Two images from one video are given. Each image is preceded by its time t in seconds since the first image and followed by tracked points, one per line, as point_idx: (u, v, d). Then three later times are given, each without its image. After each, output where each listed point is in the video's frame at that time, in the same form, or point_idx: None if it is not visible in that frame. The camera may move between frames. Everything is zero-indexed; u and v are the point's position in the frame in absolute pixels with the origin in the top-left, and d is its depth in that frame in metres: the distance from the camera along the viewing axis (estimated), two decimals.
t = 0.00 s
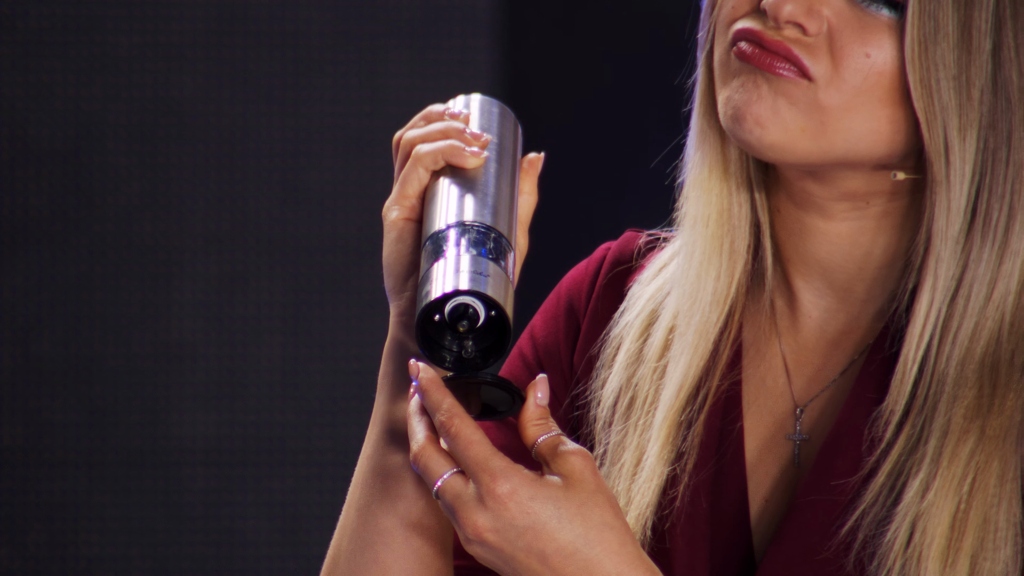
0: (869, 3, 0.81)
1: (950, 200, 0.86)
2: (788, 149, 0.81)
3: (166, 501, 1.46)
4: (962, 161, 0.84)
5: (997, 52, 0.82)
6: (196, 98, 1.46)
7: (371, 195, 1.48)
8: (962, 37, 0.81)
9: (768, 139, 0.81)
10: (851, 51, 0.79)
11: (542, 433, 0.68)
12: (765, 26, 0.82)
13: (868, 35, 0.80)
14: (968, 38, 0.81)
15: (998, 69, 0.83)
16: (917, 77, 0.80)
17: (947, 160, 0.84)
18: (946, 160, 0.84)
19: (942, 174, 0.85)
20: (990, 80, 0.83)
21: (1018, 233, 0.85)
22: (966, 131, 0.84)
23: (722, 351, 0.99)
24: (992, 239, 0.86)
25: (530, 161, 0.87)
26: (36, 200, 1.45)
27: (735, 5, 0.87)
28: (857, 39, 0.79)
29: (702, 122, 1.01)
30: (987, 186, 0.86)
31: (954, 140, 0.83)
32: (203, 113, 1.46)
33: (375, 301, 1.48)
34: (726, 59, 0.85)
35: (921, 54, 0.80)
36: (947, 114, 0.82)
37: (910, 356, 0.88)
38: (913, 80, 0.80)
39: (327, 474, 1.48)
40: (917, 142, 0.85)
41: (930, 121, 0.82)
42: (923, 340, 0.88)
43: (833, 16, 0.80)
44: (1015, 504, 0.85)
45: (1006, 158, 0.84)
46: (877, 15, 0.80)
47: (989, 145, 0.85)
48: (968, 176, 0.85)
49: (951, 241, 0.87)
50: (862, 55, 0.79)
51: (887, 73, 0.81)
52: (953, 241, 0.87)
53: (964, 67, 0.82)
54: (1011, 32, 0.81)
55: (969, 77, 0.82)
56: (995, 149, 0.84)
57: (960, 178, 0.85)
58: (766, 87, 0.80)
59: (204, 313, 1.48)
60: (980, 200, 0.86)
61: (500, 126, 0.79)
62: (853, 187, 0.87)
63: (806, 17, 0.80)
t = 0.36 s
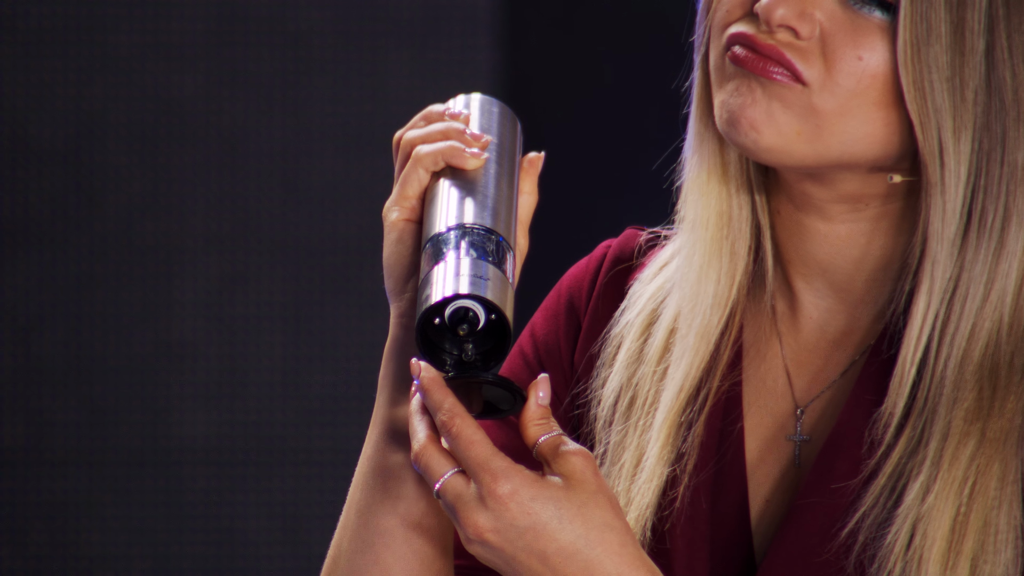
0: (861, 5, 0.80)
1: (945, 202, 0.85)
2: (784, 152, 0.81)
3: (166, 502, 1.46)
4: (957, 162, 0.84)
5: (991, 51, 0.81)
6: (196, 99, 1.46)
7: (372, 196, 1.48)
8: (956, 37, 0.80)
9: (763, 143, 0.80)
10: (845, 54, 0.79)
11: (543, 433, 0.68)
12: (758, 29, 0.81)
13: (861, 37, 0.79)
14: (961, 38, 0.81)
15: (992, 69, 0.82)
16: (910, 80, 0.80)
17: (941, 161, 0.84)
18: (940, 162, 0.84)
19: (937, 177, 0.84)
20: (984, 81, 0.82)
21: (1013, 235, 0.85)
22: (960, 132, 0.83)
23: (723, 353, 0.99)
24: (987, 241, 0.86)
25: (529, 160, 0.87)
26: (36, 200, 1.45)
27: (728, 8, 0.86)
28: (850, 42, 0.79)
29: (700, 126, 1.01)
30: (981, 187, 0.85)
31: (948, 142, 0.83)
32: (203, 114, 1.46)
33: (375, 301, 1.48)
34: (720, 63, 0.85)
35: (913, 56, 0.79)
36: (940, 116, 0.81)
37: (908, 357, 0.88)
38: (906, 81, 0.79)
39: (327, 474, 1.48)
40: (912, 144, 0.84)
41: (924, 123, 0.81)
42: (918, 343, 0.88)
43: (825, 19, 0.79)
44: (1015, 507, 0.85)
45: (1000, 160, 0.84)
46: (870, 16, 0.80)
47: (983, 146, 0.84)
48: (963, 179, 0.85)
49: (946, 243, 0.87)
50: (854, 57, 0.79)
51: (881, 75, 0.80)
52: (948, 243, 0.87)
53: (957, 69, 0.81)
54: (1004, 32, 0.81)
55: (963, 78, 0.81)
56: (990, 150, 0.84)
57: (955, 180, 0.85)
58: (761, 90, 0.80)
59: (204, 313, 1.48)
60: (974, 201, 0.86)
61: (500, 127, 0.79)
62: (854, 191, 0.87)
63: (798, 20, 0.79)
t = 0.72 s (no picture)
0: None
1: (873, 186, 0.79)
2: (728, 138, 0.76)
3: (167, 502, 1.46)
4: (880, 145, 0.77)
5: (914, 22, 0.75)
6: (197, 98, 1.46)
7: (373, 195, 1.48)
8: (874, 7, 0.74)
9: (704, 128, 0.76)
10: (774, 28, 0.73)
11: (548, 430, 0.68)
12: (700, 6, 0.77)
13: (793, 10, 0.73)
14: (880, 8, 0.74)
15: (914, 39, 0.75)
16: (828, 52, 0.73)
17: (857, 141, 0.76)
18: (860, 141, 0.77)
19: (857, 161, 0.77)
20: (906, 53, 0.75)
21: (944, 220, 0.79)
22: (884, 107, 0.76)
23: (727, 344, 0.98)
24: (915, 225, 0.80)
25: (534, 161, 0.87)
26: (38, 199, 1.45)
27: None
28: (782, 16, 0.73)
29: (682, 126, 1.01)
30: (910, 170, 0.79)
31: (872, 120, 0.76)
32: (204, 114, 1.46)
33: (376, 300, 1.48)
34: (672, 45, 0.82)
35: (830, 25, 0.73)
36: (862, 91, 0.75)
37: (836, 356, 0.86)
38: (824, 53, 0.73)
39: (328, 473, 1.48)
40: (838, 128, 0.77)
41: (846, 99, 0.74)
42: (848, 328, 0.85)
43: None
44: (1012, 527, 0.80)
45: (924, 138, 0.77)
46: None
47: (910, 124, 0.77)
48: (886, 160, 0.78)
49: (874, 224, 0.81)
50: (779, 33, 0.73)
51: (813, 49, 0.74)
52: (877, 228, 0.81)
53: (878, 41, 0.74)
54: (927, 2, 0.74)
55: (883, 50, 0.75)
56: (913, 127, 0.77)
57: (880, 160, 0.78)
58: (696, 72, 0.76)
59: (205, 312, 1.48)
60: (906, 186, 0.79)
61: (504, 128, 0.79)
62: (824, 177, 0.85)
63: None
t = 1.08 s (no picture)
0: None
1: (783, 171, 0.78)
2: (670, 123, 0.78)
3: (167, 501, 1.46)
4: (789, 130, 0.77)
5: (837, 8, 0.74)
6: (196, 98, 1.46)
7: (373, 195, 1.48)
8: None
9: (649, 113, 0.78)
10: (709, 16, 0.75)
11: (542, 431, 0.68)
12: None
13: None
14: None
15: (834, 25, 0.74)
16: (745, 36, 0.74)
17: (768, 127, 0.77)
18: (772, 122, 0.76)
19: (768, 147, 0.78)
20: (822, 41, 0.74)
21: (853, 212, 0.77)
22: (797, 91, 0.76)
23: (717, 341, 0.99)
24: (820, 212, 0.79)
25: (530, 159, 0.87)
26: (37, 199, 1.45)
27: None
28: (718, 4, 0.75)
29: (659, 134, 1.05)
30: (824, 157, 0.77)
31: (782, 100, 0.75)
32: (204, 113, 1.46)
33: (377, 299, 1.48)
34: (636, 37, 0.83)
35: (749, 10, 0.74)
36: (777, 77, 0.75)
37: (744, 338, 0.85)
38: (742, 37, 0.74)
39: (328, 472, 1.48)
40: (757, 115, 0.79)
41: (760, 84, 0.75)
42: (758, 314, 0.84)
43: None
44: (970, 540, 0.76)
45: (830, 123, 0.76)
46: None
47: (823, 111, 0.76)
48: (796, 145, 0.77)
49: (778, 211, 0.80)
50: (711, 20, 0.75)
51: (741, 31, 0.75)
52: (782, 213, 0.80)
53: (795, 28, 0.74)
54: None
55: (799, 37, 0.75)
56: (823, 110, 0.76)
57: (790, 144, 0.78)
58: (641, 58, 0.78)
59: (205, 312, 1.48)
60: (820, 175, 0.78)
61: (500, 125, 0.79)
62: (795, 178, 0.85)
63: None
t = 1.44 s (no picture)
0: None
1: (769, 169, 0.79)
2: (653, 118, 0.79)
3: (168, 500, 1.47)
4: (775, 129, 0.77)
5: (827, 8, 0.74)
6: (197, 98, 1.47)
7: (372, 196, 1.48)
8: None
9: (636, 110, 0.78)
10: (696, 12, 0.75)
11: (540, 430, 0.69)
12: None
13: None
14: None
15: (822, 26, 0.74)
16: (734, 33, 0.74)
17: (754, 124, 0.77)
18: (758, 119, 0.77)
19: (755, 145, 0.78)
20: (809, 41, 0.75)
21: (837, 210, 0.78)
22: (784, 90, 0.76)
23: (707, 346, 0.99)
24: (805, 209, 0.79)
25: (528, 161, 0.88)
26: (39, 198, 1.46)
27: None
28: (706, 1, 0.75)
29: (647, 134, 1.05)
30: (807, 156, 0.78)
31: (768, 99, 0.76)
32: (204, 113, 1.47)
33: (376, 299, 1.49)
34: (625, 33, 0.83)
35: (738, 8, 0.74)
36: (763, 74, 0.75)
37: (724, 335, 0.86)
38: (732, 29, 0.74)
39: (328, 471, 1.48)
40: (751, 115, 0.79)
41: (748, 82, 0.76)
42: (737, 311, 0.85)
43: None
44: (960, 541, 0.75)
45: (817, 122, 0.76)
46: None
47: (811, 111, 0.76)
48: (783, 143, 0.78)
49: (763, 208, 0.81)
50: (699, 16, 0.75)
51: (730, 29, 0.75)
52: (766, 211, 0.81)
53: (784, 28, 0.75)
54: None
55: (788, 36, 0.75)
56: (807, 110, 0.77)
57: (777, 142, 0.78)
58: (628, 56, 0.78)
59: (205, 311, 1.48)
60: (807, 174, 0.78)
61: (496, 127, 0.79)
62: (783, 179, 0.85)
63: None
